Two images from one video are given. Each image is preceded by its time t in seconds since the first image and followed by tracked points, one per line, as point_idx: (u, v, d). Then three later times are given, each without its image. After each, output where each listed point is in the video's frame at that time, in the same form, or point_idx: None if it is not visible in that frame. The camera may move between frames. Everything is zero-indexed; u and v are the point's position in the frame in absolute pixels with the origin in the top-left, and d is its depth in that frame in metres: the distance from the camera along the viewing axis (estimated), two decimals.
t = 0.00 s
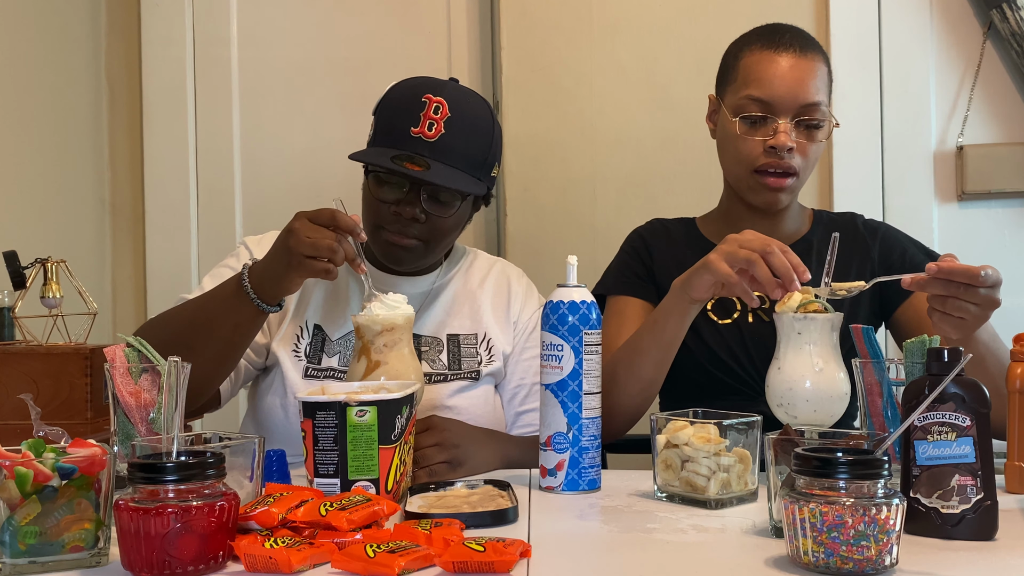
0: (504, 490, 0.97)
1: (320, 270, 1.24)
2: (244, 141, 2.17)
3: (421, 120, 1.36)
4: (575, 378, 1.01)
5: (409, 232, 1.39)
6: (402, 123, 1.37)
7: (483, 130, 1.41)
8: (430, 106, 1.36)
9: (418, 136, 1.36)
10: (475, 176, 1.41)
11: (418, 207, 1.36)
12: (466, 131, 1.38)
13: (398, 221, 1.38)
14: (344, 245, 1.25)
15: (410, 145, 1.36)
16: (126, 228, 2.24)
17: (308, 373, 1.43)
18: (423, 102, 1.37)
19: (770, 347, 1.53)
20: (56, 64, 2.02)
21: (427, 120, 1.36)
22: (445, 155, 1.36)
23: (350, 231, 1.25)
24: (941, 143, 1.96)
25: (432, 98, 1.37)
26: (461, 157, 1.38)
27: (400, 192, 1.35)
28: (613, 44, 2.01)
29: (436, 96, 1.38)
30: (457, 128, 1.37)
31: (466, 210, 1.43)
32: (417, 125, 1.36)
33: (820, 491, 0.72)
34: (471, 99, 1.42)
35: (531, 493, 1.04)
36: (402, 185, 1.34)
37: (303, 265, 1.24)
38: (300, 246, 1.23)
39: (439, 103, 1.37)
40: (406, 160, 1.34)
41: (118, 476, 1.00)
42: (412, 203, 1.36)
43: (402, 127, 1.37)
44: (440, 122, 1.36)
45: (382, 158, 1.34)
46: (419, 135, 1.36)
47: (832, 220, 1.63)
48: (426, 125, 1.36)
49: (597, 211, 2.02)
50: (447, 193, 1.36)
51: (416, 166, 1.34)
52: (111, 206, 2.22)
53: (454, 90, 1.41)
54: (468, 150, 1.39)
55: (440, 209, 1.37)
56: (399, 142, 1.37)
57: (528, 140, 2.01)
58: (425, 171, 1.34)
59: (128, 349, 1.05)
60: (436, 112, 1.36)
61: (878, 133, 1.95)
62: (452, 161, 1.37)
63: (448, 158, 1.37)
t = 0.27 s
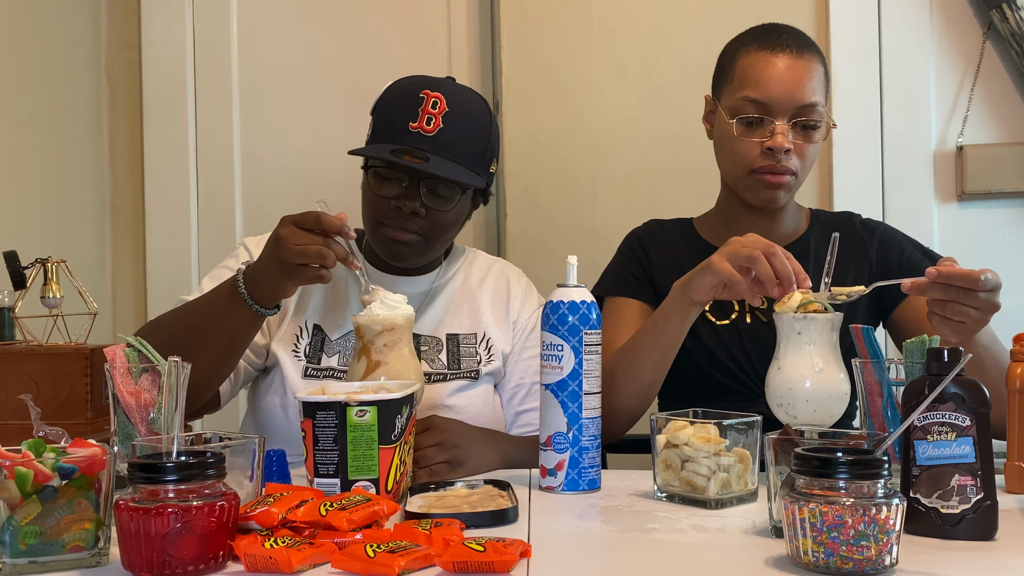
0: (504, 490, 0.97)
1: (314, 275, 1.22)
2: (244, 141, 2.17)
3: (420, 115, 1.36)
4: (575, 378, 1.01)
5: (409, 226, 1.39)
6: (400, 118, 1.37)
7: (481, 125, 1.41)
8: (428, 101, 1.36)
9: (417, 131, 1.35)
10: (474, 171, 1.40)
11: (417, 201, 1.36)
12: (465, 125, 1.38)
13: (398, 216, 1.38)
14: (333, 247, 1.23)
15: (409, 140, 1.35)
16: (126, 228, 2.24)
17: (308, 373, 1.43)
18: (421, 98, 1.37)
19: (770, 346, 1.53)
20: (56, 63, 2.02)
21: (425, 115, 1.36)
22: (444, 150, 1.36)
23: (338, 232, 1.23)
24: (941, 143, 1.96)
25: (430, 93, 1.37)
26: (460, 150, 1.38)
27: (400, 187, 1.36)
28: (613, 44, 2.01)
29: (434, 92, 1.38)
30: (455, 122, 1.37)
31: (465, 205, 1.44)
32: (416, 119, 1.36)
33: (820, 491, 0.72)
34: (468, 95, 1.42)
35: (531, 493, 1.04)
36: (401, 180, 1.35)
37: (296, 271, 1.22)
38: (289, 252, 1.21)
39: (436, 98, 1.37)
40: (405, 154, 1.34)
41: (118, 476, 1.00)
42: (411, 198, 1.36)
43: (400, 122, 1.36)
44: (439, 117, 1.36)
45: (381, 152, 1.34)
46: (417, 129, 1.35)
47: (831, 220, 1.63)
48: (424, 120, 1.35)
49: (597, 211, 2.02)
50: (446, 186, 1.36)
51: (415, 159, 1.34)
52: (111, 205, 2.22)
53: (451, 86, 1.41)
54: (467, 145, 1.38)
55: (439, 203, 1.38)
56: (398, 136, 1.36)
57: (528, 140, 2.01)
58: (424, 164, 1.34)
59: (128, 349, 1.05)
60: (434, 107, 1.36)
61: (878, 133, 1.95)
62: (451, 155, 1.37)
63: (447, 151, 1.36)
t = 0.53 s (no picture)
0: (504, 490, 0.97)
1: (303, 277, 1.22)
2: (244, 141, 2.17)
3: (419, 109, 1.36)
4: (575, 378, 1.01)
5: (409, 220, 1.38)
6: (399, 113, 1.37)
7: (478, 118, 1.42)
8: (426, 96, 1.37)
9: (416, 124, 1.35)
10: (473, 164, 1.41)
11: (417, 193, 1.36)
12: (464, 118, 1.39)
13: (398, 210, 1.37)
14: (312, 243, 1.22)
15: (408, 134, 1.35)
16: (126, 228, 2.24)
17: (308, 373, 1.43)
18: (419, 93, 1.37)
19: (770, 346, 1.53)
20: (56, 63, 2.02)
21: (423, 109, 1.36)
22: (443, 141, 1.36)
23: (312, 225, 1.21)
24: (941, 144, 1.96)
25: (428, 88, 1.38)
26: (459, 142, 1.38)
27: (399, 180, 1.36)
28: (613, 44, 2.01)
29: (432, 87, 1.38)
30: (454, 116, 1.38)
31: (465, 196, 1.43)
32: (414, 113, 1.36)
33: (820, 491, 0.72)
34: (465, 90, 1.43)
35: (531, 493, 1.04)
36: (401, 174, 1.35)
37: (285, 276, 1.22)
38: (271, 260, 1.21)
39: (434, 92, 1.37)
40: (405, 146, 1.34)
41: (118, 476, 1.00)
42: (411, 190, 1.36)
43: (399, 117, 1.36)
44: (437, 111, 1.36)
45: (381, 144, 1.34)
46: (416, 122, 1.35)
47: (829, 219, 1.63)
48: (423, 113, 1.36)
49: (597, 211, 2.02)
50: (446, 177, 1.36)
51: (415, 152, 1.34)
52: (111, 205, 2.22)
53: (448, 82, 1.41)
54: (466, 137, 1.39)
55: (439, 195, 1.37)
56: (397, 130, 1.36)
57: (528, 140, 2.01)
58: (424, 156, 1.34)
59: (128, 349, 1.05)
60: (432, 101, 1.37)
61: (878, 134, 1.95)
62: (451, 147, 1.37)
63: (446, 143, 1.36)
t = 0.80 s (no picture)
0: (504, 490, 0.97)
1: (296, 291, 1.24)
2: (244, 141, 2.17)
3: (410, 103, 1.36)
4: (575, 378, 1.01)
5: (408, 214, 1.38)
6: (391, 109, 1.37)
7: (471, 112, 1.42)
8: (417, 90, 1.38)
9: (409, 118, 1.35)
10: (468, 156, 1.41)
11: (414, 186, 1.36)
12: (456, 111, 1.39)
13: (396, 204, 1.37)
14: (297, 257, 1.22)
15: (400, 128, 1.35)
16: (126, 228, 2.24)
17: (308, 370, 1.43)
18: (409, 88, 1.38)
19: (770, 346, 1.53)
20: (56, 63, 2.02)
21: (415, 103, 1.36)
22: (436, 134, 1.36)
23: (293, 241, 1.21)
24: (941, 143, 1.96)
25: (419, 83, 1.39)
26: (451, 134, 1.38)
27: (395, 174, 1.36)
28: (613, 44, 2.01)
29: (423, 82, 1.39)
30: (445, 108, 1.38)
31: (462, 189, 1.43)
32: (406, 107, 1.36)
33: (820, 491, 0.72)
34: (457, 85, 1.43)
35: (532, 493, 1.04)
36: (396, 167, 1.36)
37: (279, 292, 1.24)
38: (261, 279, 1.23)
39: (425, 87, 1.38)
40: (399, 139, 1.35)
41: (118, 476, 1.00)
42: (407, 183, 1.36)
43: (391, 112, 1.37)
44: (429, 104, 1.36)
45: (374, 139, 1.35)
46: (408, 116, 1.35)
47: (829, 218, 1.64)
48: (415, 107, 1.35)
49: (597, 211, 2.02)
50: (442, 167, 1.37)
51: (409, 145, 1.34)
52: (111, 205, 2.22)
53: (440, 78, 1.42)
54: (459, 130, 1.39)
55: (437, 186, 1.38)
56: (390, 126, 1.36)
57: (528, 140, 2.01)
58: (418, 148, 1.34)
59: (128, 350, 1.05)
60: (423, 95, 1.37)
61: (878, 133, 1.95)
62: (445, 140, 1.38)
63: (440, 136, 1.37)
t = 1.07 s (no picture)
0: (504, 490, 0.97)
1: (303, 296, 1.26)
2: (244, 141, 2.17)
3: (391, 102, 1.36)
4: (575, 378, 1.01)
5: (399, 213, 1.38)
6: (374, 109, 1.37)
7: (455, 106, 1.42)
8: (397, 89, 1.37)
9: (392, 117, 1.35)
10: (455, 149, 1.41)
11: (403, 184, 1.36)
12: (439, 105, 1.38)
13: (387, 205, 1.37)
14: (300, 265, 1.22)
15: (384, 127, 1.35)
16: (126, 227, 2.24)
17: (308, 373, 1.42)
18: (390, 87, 1.38)
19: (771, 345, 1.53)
20: (56, 63, 2.02)
21: (396, 101, 1.36)
22: (421, 130, 1.36)
23: (295, 250, 1.21)
24: (941, 143, 1.96)
25: (398, 81, 1.38)
26: (436, 129, 1.38)
27: (383, 175, 1.37)
28: (613, 44, 2.01)
29: (402, 80, 1.39)
30: (427, 104, 1.37)
31: (452, 183, 1.43)
32: (388, 107, 1.36)
33: (820, 491, 0.72)
34: (438, 80, 1.43)
35: (531, 493, 1.04)
36: (383, 168, 1.36)
37: (285, 297, 1.26)
38: (268, 287, 1.24)
39: (405, 84, 1.38)
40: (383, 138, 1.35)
41: (118, 476, 1.00)
42: (396, 182, 1.36)
43: (374, 113, 1.37)
44: (410, 100, 1.36)
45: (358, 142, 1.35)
46: (390, 115, 1.35)
47: (829, 218, 1.64)
48: (396, 106, 1.35)
49: (597, 211, 2.02)
50: (429, 162, 1.37)
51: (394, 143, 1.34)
52: (111, 205, 2.22)
53: (419, 75, 1.42)
54: (444, 124, 1.39)
55: (425, 183, 1.38)
56: (374, 127, 1.36)
57: (527, 140, 2.01)
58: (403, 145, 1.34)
59: (128, 349, 1.05)
60: (404, 92, 1.37)
61: (878, 133, 1.95)
62: (431, 135, 1.37)
63: (424, 131, 1.36)
